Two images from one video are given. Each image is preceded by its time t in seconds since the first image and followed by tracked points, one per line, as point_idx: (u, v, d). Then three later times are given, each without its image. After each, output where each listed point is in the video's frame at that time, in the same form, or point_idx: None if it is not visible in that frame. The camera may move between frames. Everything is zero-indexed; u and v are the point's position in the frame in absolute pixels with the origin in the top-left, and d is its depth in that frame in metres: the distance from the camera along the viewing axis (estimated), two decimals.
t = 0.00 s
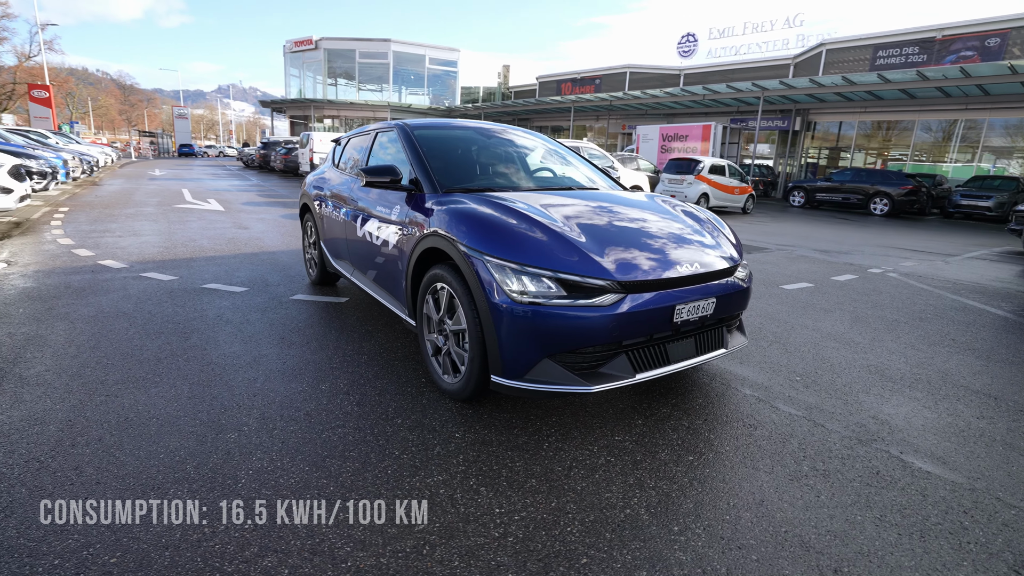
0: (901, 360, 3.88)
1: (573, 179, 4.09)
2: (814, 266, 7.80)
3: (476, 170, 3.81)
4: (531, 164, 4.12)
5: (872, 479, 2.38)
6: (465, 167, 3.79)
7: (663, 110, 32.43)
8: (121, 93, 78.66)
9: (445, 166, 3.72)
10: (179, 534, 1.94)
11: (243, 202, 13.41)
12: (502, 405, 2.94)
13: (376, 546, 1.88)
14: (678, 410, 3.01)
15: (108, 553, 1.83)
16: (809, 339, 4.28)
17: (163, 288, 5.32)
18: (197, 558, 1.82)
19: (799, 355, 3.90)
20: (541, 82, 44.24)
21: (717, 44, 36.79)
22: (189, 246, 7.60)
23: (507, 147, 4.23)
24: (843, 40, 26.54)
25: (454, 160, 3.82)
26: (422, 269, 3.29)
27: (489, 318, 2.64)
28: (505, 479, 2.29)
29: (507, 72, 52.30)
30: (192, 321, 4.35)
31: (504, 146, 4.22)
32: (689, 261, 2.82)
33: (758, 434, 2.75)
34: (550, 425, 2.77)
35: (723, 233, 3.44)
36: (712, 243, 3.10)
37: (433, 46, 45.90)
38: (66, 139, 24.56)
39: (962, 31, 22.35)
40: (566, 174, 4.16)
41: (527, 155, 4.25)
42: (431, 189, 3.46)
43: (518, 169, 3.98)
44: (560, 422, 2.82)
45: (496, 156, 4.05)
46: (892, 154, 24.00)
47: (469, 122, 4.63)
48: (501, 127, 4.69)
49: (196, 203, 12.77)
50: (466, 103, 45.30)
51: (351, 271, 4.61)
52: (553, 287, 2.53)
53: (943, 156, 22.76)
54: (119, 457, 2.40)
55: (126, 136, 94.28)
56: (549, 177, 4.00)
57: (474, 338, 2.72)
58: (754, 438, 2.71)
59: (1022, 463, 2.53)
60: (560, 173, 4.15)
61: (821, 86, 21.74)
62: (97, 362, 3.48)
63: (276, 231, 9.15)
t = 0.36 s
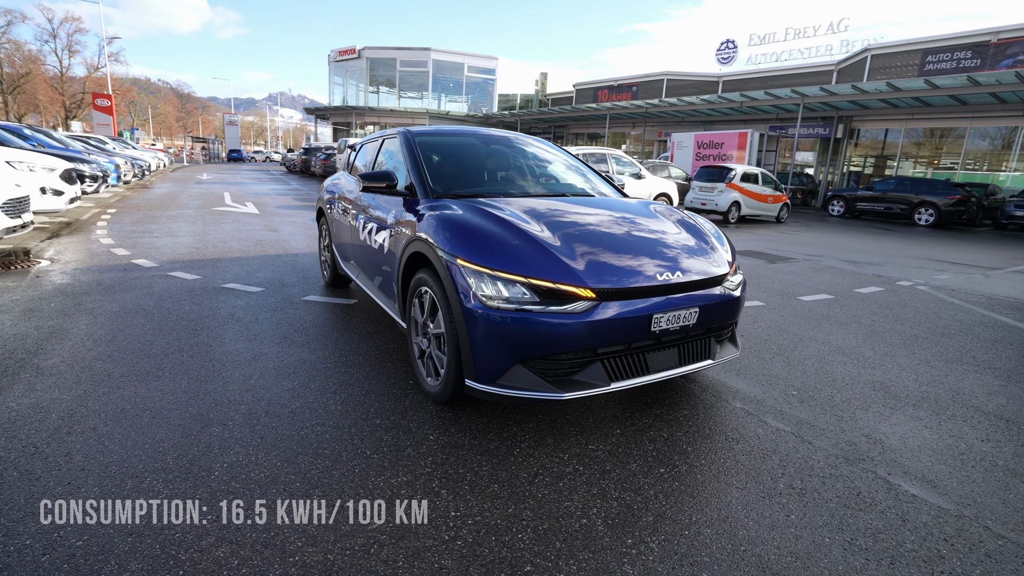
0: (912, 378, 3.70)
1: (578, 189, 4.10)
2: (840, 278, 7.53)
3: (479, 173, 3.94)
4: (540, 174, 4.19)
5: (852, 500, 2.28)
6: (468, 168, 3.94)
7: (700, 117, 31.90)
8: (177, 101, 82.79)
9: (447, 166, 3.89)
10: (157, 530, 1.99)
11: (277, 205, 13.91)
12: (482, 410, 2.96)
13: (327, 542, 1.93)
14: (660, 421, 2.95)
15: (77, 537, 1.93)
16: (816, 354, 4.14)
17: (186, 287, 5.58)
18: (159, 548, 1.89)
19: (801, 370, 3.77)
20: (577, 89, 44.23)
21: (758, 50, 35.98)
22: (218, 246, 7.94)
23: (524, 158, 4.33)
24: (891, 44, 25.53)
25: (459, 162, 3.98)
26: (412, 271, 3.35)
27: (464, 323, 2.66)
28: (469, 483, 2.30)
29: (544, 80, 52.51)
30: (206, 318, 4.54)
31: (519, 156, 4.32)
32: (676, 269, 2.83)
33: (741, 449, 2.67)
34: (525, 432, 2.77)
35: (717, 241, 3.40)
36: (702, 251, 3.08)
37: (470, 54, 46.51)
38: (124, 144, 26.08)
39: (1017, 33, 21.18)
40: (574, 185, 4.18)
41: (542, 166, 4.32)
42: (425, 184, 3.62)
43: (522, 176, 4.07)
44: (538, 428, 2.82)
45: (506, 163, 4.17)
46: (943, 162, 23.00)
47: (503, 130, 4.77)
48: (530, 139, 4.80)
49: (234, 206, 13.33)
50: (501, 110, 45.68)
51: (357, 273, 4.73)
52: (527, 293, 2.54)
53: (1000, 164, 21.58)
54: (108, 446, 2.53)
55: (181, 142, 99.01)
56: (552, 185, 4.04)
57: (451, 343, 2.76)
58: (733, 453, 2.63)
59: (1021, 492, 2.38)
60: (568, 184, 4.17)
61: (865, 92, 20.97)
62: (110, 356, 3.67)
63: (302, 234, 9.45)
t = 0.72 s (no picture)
0: (927, 395, 3.50)
1: (581, 197, 4.14)
2: (871, 289, 7.19)
3: (482, 177, 4.08)
4: (546, 182, 4.27)
5: (830, 521, 2.17)
6: (473, 172, 4.09)
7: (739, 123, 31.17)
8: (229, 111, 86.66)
9: (452, 170, 4.06)
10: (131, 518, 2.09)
11: (312, 211, 14.37)
12: (463, 415, 2.98)
13: (285, 537, 1.98)
14: (643, 431, 2.89)
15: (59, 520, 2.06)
16: (826, 367, 3.97)
17: (210, 288, 5.85)
18: (128, 534, 1.99)
19: (806, 384, 3.63)
20: (615, 95, 43.96)
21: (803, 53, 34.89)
22: (247, 249, 8.28)
23: (534, 167, 4.42)
24: (945, 44, 24.32)
25: (465, 166, 4.14)
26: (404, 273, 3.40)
27: (442, 327, 2.69)
28: (435, 487, 2.32)
29: (582, 86, 52.39)
30: (221, 318, 4.75)
31: (530, 164, 4.42)
32: (685, 276, 2.87)
33: (722, 464, 2.59)
34: (502, 437, 2.78)
35: (713, 248, 3.38)
36: (698, 258, 3.09)
37: (507, 62, 46.87)
38: (177, 152, 27.50)
39: None
40: (578, 195, 4.22)
41: (551, 175, 4.39)
42: (424, 184, 3.79)
43: (526, 183, 4.17)
44: (517, 435, 2.81)
45: (513, 170, 4.28)
46: (1005, 168, 21.55)
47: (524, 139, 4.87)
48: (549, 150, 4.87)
49: (271, 211, 13.85)
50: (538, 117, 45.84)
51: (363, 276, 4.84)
52: (502, 299, 2.55)
53: None
54: (105, 437, 2.68)
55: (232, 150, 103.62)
56: (554, 193, 4.10)
57: (432, 348, 2.79)
58: (711, 467, 2.55)
59: (1022, 520, 2.21)
60: (572, 193, 4.22)
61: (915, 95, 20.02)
62: (126, 351, 3.88)
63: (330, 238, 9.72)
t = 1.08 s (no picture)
0: (944, 412, 3.26)
1: (584, 203, 4.12)
2: (910, 300, 6.78)
3: (484, 182, 4.13)
4: (550, 186, 4.27)
5: (803, 539, 2.07)
6: (476, 176, 4.14)
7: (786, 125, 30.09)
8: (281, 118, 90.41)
9: (455, 173, 4.13)
10: (113, 499, 2.19)
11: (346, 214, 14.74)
12: (446, 418, 3.01)
13: (250, 526, 2.05)
14: (626, 440, 2.84)
15: (49, 497, 2.19)
16: (837, 380, 3.77)
17: (233, 288, 6.11)
18: (106, 515, 2.09)
19: (811, 398, 3.46)
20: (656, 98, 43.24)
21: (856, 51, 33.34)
22: (277, 251, 8.58)
23: (541, 172, 4.42)
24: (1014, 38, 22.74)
25: (469, 170, 4.20)
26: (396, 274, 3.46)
27: (421, 329, 2.72)
28: (402, 486, 2.35)
29: (623, 89, 51.76)
30: (237, 316, 4.96)
31: (536, 169, 4.44)
32: (696, 282, 2.93)
33: (701, 475, 2.52)
34: (480, 441, 2.79)
35: (708, 253, 3.35)
36: (689, 262, 3.08)
37: (548, 66, 46.88)
38: (228, 157, 28.80)
39: None
40: (581, 200, 4.19)
41: (557, 180, 4.38)
42: (423, 188, 3.88)
43: (528, 186, 4.18)
44: (495, 439, 2.81)
45: (520, 174, 4.30)
46: None
47: (537, 145, 4.89)
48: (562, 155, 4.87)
49: (307, 214, 14.30)
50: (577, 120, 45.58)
51: (371, 278, 4.96)
52: (477, 303, 2.57)
53: None
54: (107, 424, 2.83)
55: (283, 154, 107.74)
56: (554, 197, 4.10)
57: (414, 349, 2.83)
58: (687, 479, 2.48)
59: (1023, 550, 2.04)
60: (575, 198, 4.21)
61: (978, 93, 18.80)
62: (144, 346, 4.09)
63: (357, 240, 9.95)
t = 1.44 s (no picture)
0: (953, 428, 3.07)
1: (581, 203, 4.07)
2: (945, 310, 6.41)
3: (486, 181, 4.13)
4: (552, 187, 4.22)
5: (769, 552, 1.99)
6: (477, 175, 4.15)
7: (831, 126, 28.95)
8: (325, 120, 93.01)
9: (456, 172, 4.15)
10: (96, 480, 2.30)
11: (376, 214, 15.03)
12: (427, 415, 3.04)
13: (216, 511, 2.12)
14: (605, 443, 2.79)
15: (40, 476, 2.33)
16: (842, 390, 3.60)
17: (253, 284, 6.33)
18: (87, 495, 2.20)
19: (810, 407, 3.32)
20: (696, 98, 42.34)
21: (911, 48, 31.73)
22: (301, 249, 8.83)
23: (546, 173, 4.38)
24: None
25: (472, 170, 4.21)
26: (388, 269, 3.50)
27: (399, 326, 2.75)
28: (371, 480, 2.38)
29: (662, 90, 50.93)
30: (250, 311, 5.14)
31: (541, 170, 4.40)
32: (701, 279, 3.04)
33: (676, 481, 2.45)
34: (457, 439, 2.80)
35: (701, 253, 3.28)
36: (678, 262, 3.04)
37: (585, 67, 46.54)
38: (271, 159, 29.77)
39: None
40: (582, 202, 4.13)
41: (561, 181, 4.33)
42: (421, 186, 3.92)
43: (529, 186, 4.15)
44: (473, 438, 2.81)
45: (520, 173, 4.29)
46: None
47: (547, 146, 4.85)
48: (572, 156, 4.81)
49: (338, 214, 14.64)
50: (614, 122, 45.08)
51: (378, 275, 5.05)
52: (452, 301, 2.59)
53: None
54: (107, 410, 2.99)
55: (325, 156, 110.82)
56: (553, 198, 4.06)
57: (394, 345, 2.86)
58: (659, 484, 2.42)
59: None
60: (576, 200, 4.14)
61: None
62: (157, 338, 4.30)
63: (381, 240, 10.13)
